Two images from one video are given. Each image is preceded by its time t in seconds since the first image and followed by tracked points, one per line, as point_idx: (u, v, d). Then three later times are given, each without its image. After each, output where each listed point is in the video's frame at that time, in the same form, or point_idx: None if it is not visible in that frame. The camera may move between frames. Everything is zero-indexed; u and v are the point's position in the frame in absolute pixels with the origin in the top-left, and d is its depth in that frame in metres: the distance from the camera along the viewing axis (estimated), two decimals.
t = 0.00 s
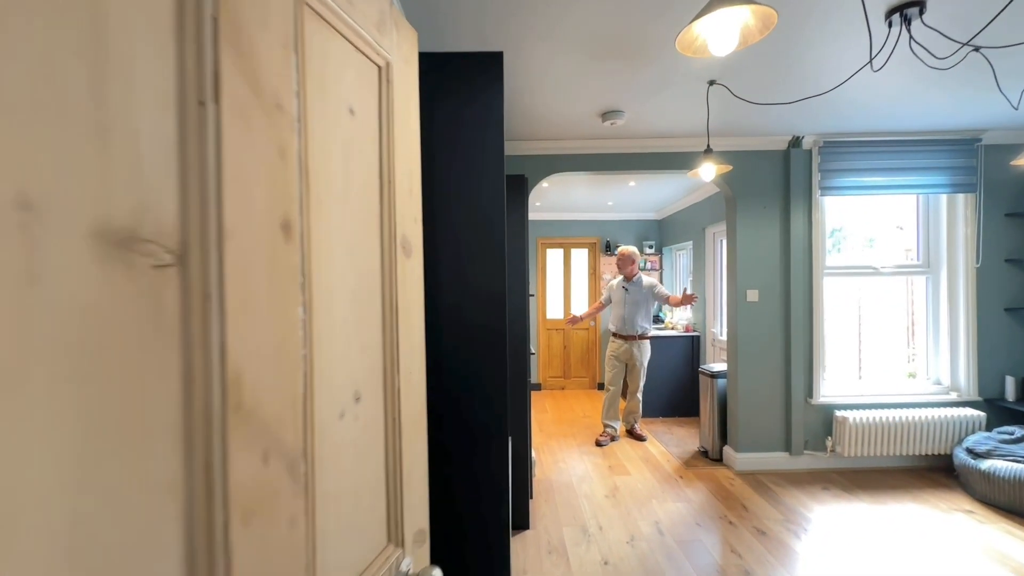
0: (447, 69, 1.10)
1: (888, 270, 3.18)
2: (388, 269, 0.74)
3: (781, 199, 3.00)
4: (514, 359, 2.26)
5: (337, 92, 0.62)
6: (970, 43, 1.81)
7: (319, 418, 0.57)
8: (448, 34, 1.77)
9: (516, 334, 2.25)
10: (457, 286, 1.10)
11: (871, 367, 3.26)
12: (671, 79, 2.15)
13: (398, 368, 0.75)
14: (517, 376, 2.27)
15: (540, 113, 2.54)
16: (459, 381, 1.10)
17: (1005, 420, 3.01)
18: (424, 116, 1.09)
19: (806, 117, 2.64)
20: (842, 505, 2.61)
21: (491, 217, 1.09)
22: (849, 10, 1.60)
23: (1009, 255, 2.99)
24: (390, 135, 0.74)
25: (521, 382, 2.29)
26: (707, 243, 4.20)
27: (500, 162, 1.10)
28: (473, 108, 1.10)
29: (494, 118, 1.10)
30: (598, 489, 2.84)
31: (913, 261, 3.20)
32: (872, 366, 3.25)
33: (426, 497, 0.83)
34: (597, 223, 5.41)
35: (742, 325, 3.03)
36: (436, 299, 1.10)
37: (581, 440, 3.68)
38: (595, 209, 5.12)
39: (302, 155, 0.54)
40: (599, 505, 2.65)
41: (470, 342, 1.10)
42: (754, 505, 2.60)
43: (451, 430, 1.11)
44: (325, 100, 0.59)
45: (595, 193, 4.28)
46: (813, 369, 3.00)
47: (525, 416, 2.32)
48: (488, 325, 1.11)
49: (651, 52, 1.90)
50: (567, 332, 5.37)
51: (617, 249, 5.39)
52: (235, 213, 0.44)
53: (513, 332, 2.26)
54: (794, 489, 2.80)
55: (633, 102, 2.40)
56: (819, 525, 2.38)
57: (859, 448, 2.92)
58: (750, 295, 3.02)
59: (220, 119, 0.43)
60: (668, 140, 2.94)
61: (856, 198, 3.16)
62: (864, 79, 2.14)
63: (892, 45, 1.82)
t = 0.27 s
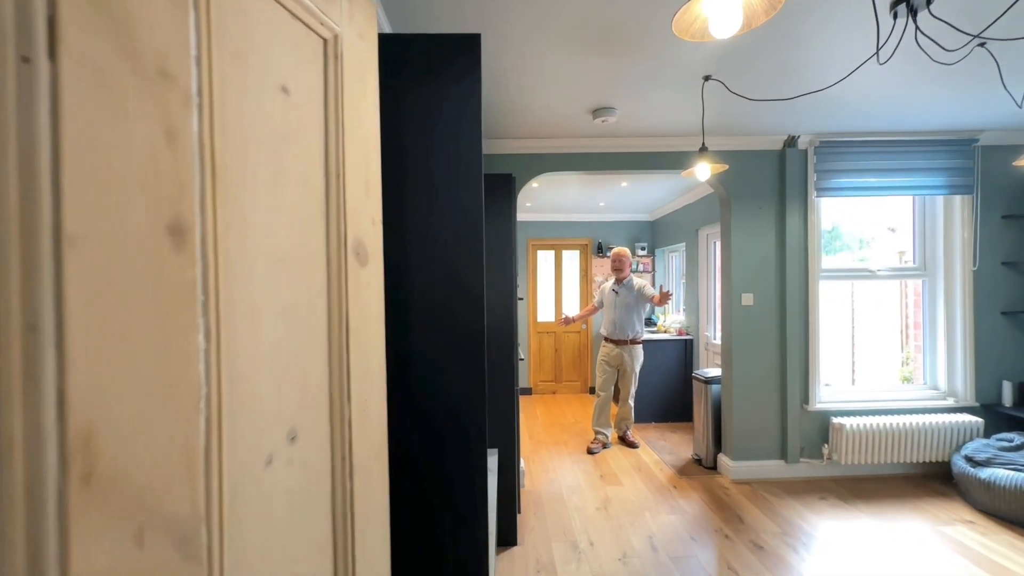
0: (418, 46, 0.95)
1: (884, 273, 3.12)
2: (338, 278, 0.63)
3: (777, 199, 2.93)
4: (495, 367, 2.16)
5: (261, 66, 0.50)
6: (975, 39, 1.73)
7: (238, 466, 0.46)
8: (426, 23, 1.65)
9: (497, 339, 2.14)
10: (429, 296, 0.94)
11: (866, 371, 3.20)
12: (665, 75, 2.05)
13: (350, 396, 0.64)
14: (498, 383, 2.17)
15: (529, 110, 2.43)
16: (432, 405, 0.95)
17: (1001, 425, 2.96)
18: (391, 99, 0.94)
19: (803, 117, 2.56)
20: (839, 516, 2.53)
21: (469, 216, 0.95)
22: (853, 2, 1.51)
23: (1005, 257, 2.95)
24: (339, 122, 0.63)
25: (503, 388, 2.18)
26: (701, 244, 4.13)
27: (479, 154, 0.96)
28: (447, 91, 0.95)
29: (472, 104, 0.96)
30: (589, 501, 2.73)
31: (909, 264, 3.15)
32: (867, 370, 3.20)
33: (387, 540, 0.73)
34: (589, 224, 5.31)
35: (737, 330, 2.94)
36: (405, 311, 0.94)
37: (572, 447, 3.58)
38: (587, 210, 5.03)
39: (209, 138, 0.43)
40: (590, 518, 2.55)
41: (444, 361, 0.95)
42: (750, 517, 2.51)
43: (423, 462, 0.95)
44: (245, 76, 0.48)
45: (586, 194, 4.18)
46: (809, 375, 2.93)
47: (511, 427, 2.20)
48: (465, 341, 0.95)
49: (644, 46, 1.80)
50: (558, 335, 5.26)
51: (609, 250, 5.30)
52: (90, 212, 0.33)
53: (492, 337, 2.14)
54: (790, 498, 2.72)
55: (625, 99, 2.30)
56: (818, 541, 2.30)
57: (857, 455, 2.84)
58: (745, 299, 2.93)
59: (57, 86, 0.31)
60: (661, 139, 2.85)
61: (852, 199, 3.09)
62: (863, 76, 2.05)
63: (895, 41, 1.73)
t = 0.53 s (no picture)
0: (379, 21, 0.85)
1: (865, 276, 3.12)
2: (266, 280, 0.52)
3: (760, 202, 2.90)
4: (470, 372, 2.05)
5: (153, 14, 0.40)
6: (959, 41, 1.69)
7: (113, 527, 0.36)
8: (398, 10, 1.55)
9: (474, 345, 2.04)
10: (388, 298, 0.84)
11: (848, 374, 3.20)
12: (649, 74, 1.98)
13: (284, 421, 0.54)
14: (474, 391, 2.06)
15: (509, 108, 2.33)
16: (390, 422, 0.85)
17: (980, 428, 2.98)
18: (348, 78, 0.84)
19: (787, 119, 2.53)
20: (824, 523, 2.50)
21: (435, 211, 0.85)
22: None
23: (982, 261, 2.98)
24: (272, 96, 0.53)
25: (478, 396, 2.07)
26: (684, 247, 4.10)
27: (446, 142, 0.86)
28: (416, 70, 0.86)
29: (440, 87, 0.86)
30: (571, 511, 2.65)
31: (889, 267, 3.16)
32: (849, 373, 3.19)
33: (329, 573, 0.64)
34: (573, 226, 5.26)
35: (722, 333, 2.90)
36: (361, 315, 0.84)
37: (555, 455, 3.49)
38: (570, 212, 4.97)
39: (64, 88, 0.32)
40: (572, 529, 2.46)
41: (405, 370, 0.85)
42: (735, 526, 2.46)
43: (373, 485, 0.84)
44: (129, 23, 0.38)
45: (570, 195, 4.12)
46: (792, 380, 2.90)
47: (489, 437, 2.10)
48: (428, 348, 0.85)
49: (628, 41, 1.72)
50: (541, 338, 5.18)
51: (592, 253, 5.25)
52: None
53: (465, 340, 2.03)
54: (775, 504, 2.68)
55: (609, 98, 2.23)
56: (804, 549, 2.25)
57: (840, 460, 2.83)
58: (729, 302, 2.89)
59: None
60: (644, 139, 2.79)
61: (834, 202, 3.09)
62: (843, 80, 2.01)
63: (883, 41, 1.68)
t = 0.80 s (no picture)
0: None
1: (843, 277, 3.13)
2: (151, 288, 0.37)
3: (740, 202, 2.87)
4: (441, 376, 1.95)
5: None
6: (939, 39, 1.67)
7: None
8: None
9: (447, 349, 1.94)
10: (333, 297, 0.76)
11: (826, 375, 3.20)
12: (631, 69, 1.90)
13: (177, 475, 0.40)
14: (447, 397, 1.96)
15: (486, 103, 2.24)
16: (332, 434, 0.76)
17: (954, 427, 3.01)
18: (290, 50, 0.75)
19: (769, 118, 2.50)
20: (805, 526, 2.47)
21: (388, 205, 0.77)
22: None
23: (955, 262, 3.02)
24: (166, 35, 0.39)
25: (450, 401, 1.96)
26: (665, 248, 4.08)
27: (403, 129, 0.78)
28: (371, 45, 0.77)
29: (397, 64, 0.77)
30: (551, 519, 2.56)
31: (865, 269, 3.18)
32: (827, 374, 3.20)
33: None
34: (553, 227, 5.20)
35: (703, 335, 2.86)
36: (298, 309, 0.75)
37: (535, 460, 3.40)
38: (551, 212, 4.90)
39: None
40: (552, 539, 2.37)
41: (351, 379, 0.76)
42: (718, 532, 2.41)
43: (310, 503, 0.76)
44: None
45: (550, 195, 4.05)
46: (772, 381, 2.88)
47: (463, 446, 2.00)
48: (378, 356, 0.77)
49: (609, 31, 1.64)
50: (522, 340, 5.10)
51: (574, 254, 5.20)
52: None
53: (437, 344, 1.93)
54: (756, 508, 2.65)
55: (590, 94, 2.15)
56: (785, 554, 2.21)
57: (819, 461, 2.82)
58: (709, 303, 2.86)
59: None
60: (625, 137, 2.73)
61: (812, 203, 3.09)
62: (829, 76, 1.96)
63: (866, 38, 1.64)
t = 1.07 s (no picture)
0: None
1: (816, 279, 3.15)
2: None
3: (717, 203, 2.86)
4: (408, 382, 1.83)
5: None
6: (912, 41, 1.65)
7: None
8: None
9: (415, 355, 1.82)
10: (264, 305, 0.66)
11: (801, 376, 3.22)
12: (607, 66, 1.84)
13: None
14: (415, 406, 1.83)
15: (458, 99, 2.15)
16: (263, 461, 0.67)
17: (923, 427, 3.06)
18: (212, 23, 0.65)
19: (745, 120, 2.48)
20: (781, 528, 2.46)
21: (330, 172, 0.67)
22: None
23: (923, 264, 3.07)
24: None
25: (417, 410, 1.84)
26: (643, 249, 4.06)
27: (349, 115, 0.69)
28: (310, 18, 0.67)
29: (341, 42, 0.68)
30: (527, 528, 2.50)
31: (838, 270, 3.22)
32: (802, 375, 3.22)
33: None
34: (531, 228, 5.13)
35: (680, 338, 2.83)
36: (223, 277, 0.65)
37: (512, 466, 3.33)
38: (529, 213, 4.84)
39: None
40: (527, 549, 2.30)
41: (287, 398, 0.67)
42: (695, 538, 2.37)
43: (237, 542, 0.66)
44: None
45: (527, 196, 3.99)
46: (749, 383, 2.87)
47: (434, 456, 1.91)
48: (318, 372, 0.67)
49: (583, 26, 1.57)
50: (500, 342, 5.02)
51: (552, 255, 5.14)
52: None
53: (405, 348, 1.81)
54: (733, 512, 2.63)
55: (565, 92, 2.08)
56: (762, 559, 2.19)
57: (794, 463, 2.82)
58: (687, 305, 2.83)
59: None
60: (602, 137, 2.68)
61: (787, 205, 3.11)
62: (805, 75, 1.92)
63: (842, 36, 1.61)
